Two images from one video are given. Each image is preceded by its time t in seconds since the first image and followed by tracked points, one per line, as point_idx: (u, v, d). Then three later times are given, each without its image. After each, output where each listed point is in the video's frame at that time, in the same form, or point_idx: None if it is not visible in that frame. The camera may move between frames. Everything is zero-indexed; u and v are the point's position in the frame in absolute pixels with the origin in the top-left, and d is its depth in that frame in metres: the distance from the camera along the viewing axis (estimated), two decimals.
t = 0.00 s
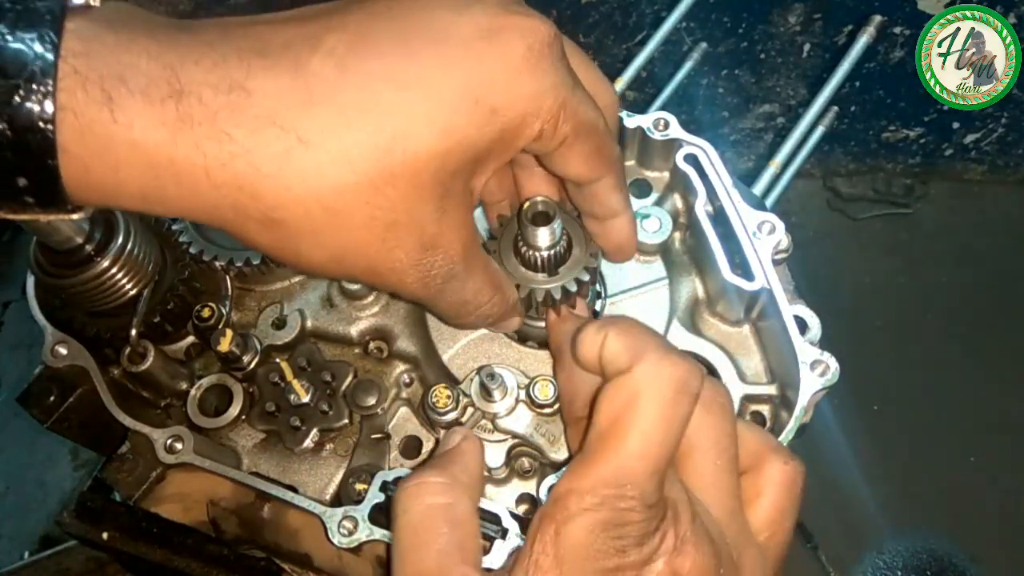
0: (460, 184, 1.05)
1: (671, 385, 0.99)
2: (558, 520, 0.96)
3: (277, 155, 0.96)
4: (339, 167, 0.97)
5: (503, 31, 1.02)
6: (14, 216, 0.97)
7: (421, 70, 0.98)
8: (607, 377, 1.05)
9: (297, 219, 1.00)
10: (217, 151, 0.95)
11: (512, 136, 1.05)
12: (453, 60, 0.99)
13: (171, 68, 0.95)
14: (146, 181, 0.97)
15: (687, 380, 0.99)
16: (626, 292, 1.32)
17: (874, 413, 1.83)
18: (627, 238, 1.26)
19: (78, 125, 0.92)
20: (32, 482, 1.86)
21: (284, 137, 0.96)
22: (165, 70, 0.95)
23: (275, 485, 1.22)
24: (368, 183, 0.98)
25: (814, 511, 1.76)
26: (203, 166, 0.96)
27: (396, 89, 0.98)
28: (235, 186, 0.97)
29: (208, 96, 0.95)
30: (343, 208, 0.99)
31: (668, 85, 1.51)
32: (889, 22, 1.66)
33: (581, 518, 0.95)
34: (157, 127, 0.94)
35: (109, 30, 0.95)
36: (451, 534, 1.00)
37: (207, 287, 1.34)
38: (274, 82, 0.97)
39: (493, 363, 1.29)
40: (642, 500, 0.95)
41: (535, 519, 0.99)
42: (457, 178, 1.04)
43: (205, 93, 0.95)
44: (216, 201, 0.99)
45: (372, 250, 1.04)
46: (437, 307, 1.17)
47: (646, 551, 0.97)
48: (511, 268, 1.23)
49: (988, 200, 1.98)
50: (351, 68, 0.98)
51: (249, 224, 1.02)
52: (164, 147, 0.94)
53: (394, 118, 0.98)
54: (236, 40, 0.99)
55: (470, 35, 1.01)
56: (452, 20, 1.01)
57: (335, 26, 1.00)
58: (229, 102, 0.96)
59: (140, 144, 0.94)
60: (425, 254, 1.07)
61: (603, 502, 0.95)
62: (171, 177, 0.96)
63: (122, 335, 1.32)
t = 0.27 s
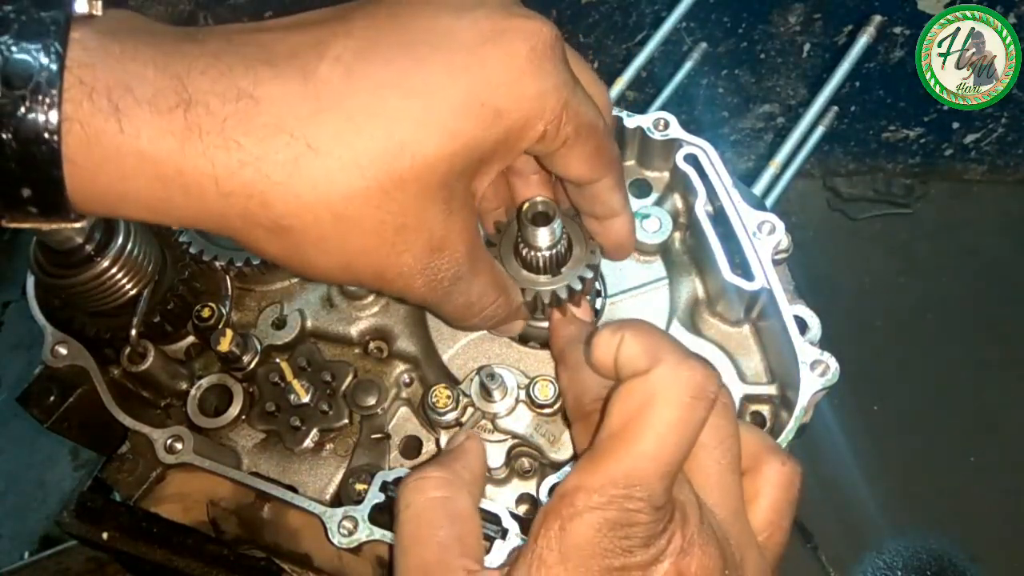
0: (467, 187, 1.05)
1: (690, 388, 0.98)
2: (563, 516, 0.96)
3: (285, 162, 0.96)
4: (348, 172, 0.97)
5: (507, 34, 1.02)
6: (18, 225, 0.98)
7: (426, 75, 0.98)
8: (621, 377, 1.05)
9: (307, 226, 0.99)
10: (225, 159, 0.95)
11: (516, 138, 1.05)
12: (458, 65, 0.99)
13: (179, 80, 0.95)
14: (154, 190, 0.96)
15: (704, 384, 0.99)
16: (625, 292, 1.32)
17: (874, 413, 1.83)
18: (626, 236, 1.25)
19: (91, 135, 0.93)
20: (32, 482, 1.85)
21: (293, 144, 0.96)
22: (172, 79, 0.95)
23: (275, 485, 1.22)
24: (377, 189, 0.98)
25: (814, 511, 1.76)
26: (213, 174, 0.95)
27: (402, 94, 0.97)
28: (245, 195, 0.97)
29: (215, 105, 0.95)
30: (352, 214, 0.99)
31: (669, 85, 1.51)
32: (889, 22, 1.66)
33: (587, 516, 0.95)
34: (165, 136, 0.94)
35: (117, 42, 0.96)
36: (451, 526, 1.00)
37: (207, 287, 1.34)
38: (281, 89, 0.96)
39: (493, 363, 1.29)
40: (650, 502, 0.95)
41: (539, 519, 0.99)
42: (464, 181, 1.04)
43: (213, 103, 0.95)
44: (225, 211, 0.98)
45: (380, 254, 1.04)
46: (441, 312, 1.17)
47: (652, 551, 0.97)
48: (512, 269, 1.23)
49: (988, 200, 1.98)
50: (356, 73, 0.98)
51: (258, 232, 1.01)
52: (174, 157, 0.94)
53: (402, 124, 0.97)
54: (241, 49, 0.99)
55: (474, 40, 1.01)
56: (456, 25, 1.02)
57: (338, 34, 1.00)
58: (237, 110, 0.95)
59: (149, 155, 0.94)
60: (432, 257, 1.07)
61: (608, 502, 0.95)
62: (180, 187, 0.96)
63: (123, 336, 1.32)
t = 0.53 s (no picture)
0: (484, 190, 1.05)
1: (665, 531, 0.97)
2: None
3: (311, 169, 0.95)
4: (373, 180, 0.97)
5: (526, 45, 1.02)
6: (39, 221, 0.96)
7: (450, 84, 0.98)
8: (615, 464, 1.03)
9: (327, 227, 0.99)
10: (253, 164, 0.94)
11: (528, 145, 1.06)
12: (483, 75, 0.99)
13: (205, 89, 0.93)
14: (177, 192, 0.95)
15: (684, 534, 0.98)
16: (626, 292, 1.31)
17: (874, 413, 1.83)
18: (622, 244, 1.28)
19: (115, 137, 0.91)
20: (32, 482, 1.85)
21: (320, 152, 0.95)
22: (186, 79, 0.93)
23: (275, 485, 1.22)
24: (400, 195, 0.99)
25: (814, 511, 1.76)
26: (240, 180, 0.94)
27: (427, 103, 0.97)
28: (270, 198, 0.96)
29: (243, 112, 0.93)
30: (374, 218, 0.99)
31: (669, 85, 1.52)
32: (889, 22, 1.65)
33: None
34: (190, 141, 0.92)
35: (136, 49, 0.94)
36: None
37: (207, 287, 1.34)
38: (308, 95, 0.95)
39: (493, 363, 1.28)
40: None
41: None
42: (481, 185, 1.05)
43: (240, 109, 0.93)
44: (246, 210, 0.97)
45: (394, 254, 1.05)
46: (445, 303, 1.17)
47: None
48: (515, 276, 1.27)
49: (987, 200, 1.99)
50: (379, 79, 0.96)
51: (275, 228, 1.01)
52: (201, 162, 0.93)
53: (428, 133, 0.97)
54: (264, 56, 0.97)
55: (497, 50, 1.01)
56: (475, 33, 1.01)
57: (362, 40, 0.98)
58: (263, 116, 0.94)
59: (174, 159, 0.92)
60: (447, 258, 1.08)
61: None
62: (207, 190, 0.95)
63: (122, 336, 1.31)
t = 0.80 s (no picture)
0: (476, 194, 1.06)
1: None
2: None
3: (303, 171, 0.95)
4: (366, 186, 0.97)
5: (528, 54, 1.00)
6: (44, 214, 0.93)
7: (447, 94, 0.96)
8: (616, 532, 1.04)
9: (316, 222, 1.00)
10: (246, 163, 0.93)
11: (524, 152, 1.06)
12: (478, 87, 0.98)
13: (205, 79, 0.91)
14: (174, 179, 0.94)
15: None
16: (625, 292, 1.31)
17: (874, 413, 1.84)
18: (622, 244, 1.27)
19: (111, 125, 0.90)
20: (32, 482, 1.85)
21: (315, 153, 0.94)
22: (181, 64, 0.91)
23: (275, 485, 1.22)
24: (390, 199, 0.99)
25: (814, 511, 1.76)
26: (232, 172, 0.94)
27: (423, 112, 0.96)
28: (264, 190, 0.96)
29: (237, 109, 0.91)
30: (363, 217, 1.00)
31: (668, 86, 1.52)
32: (889, 22, 1.66)
33: None
34: (189, 136, 0.91)
35: (132, 38, 0.92)
36: None
37: (207, 287, 1.34)
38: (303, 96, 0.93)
39: (493, 363, 1.28)
40: None
41: None
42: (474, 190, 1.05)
43: (239, 104, 0.91)
44: (236, 202, 0.97)
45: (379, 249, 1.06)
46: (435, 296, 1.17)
47: None
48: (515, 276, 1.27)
49: (987, 200, 1.99)
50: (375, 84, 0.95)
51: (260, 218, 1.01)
52: (192, 155, 0.92)
53: (418, 142, 0.97)
54: (266, 49, 0.94)
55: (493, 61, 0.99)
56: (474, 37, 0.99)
57: (362, 37, 0.96)
58: (257, 115, 0.92)
59: (169, 154, 0.91)
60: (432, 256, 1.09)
61: None
62: (206, 180, 0.94)
63: (122, 336, 1.31)
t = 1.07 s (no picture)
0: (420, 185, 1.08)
1: None
2: None
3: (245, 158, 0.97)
4: (300, 175, 0.99)
5: (472, 58, 1.01)
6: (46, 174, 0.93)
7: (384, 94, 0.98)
8: None
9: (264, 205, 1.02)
10: (202, 149, 0.95)
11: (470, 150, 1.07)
12: (418, 85, 0.99)
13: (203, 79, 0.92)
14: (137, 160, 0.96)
15: None
16: (625, 291, 1.31)
17: (874, 413, 1.84)
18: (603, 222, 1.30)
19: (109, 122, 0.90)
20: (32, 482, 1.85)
21: (255, 141, 0.96)
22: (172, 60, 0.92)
23: (275, 485, 1.22)
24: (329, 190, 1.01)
25: (815, 511, 1.76)
26: (183, 158, 0.96)
27: (359, 108, 0.97)
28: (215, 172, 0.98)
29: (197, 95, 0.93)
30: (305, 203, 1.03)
31: (668, 86, 1.52)
32: (889, 22, 1.65)
33: None
34: (155, 118, 0.93)
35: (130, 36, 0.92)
36: None
37: (208, 287, 1.34)
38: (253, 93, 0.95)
39: (493, 363, 1.28)
40: None
41: None
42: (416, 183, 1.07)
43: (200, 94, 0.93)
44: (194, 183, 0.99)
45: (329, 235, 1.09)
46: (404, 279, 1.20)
47: None
48: (518, 275, 1.28)
49: (987, 200, 1.99)
50: (321, 83, 0.96)
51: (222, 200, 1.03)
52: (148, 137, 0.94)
53: (360, 137, 0.98)
54: (241, 44, 0.95)
55: (440, 63, 1.00)
56: (435, 37, 1.01)
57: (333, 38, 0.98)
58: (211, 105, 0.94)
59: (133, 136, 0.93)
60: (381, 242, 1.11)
61: None
62: (158, 160, 0.96)
63: (122, 336, 1.31)
